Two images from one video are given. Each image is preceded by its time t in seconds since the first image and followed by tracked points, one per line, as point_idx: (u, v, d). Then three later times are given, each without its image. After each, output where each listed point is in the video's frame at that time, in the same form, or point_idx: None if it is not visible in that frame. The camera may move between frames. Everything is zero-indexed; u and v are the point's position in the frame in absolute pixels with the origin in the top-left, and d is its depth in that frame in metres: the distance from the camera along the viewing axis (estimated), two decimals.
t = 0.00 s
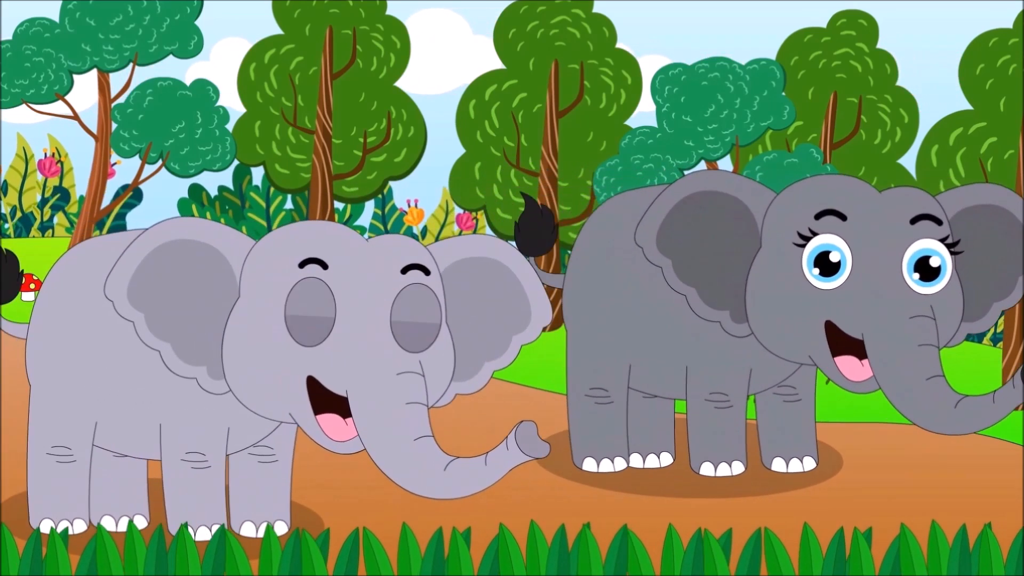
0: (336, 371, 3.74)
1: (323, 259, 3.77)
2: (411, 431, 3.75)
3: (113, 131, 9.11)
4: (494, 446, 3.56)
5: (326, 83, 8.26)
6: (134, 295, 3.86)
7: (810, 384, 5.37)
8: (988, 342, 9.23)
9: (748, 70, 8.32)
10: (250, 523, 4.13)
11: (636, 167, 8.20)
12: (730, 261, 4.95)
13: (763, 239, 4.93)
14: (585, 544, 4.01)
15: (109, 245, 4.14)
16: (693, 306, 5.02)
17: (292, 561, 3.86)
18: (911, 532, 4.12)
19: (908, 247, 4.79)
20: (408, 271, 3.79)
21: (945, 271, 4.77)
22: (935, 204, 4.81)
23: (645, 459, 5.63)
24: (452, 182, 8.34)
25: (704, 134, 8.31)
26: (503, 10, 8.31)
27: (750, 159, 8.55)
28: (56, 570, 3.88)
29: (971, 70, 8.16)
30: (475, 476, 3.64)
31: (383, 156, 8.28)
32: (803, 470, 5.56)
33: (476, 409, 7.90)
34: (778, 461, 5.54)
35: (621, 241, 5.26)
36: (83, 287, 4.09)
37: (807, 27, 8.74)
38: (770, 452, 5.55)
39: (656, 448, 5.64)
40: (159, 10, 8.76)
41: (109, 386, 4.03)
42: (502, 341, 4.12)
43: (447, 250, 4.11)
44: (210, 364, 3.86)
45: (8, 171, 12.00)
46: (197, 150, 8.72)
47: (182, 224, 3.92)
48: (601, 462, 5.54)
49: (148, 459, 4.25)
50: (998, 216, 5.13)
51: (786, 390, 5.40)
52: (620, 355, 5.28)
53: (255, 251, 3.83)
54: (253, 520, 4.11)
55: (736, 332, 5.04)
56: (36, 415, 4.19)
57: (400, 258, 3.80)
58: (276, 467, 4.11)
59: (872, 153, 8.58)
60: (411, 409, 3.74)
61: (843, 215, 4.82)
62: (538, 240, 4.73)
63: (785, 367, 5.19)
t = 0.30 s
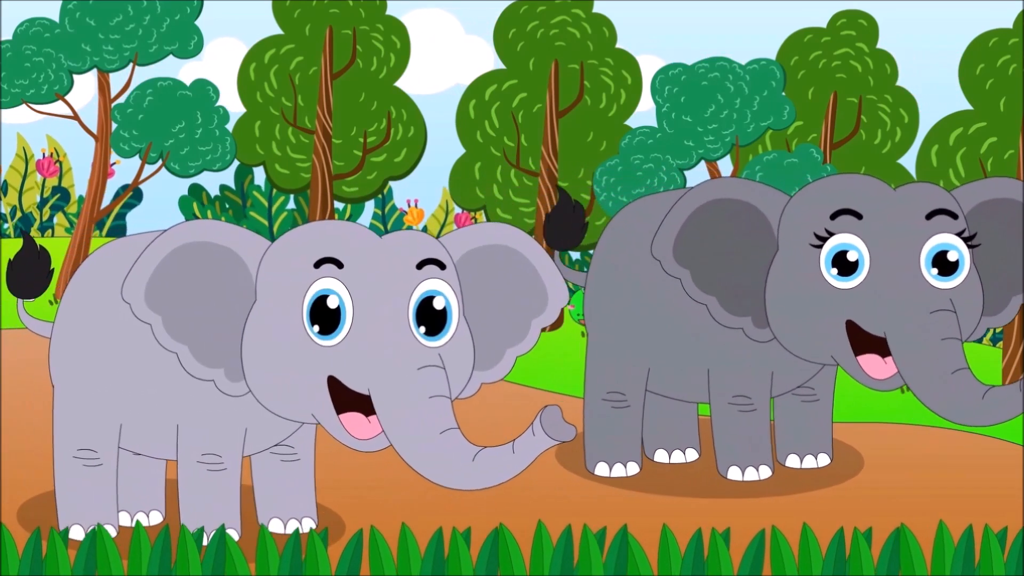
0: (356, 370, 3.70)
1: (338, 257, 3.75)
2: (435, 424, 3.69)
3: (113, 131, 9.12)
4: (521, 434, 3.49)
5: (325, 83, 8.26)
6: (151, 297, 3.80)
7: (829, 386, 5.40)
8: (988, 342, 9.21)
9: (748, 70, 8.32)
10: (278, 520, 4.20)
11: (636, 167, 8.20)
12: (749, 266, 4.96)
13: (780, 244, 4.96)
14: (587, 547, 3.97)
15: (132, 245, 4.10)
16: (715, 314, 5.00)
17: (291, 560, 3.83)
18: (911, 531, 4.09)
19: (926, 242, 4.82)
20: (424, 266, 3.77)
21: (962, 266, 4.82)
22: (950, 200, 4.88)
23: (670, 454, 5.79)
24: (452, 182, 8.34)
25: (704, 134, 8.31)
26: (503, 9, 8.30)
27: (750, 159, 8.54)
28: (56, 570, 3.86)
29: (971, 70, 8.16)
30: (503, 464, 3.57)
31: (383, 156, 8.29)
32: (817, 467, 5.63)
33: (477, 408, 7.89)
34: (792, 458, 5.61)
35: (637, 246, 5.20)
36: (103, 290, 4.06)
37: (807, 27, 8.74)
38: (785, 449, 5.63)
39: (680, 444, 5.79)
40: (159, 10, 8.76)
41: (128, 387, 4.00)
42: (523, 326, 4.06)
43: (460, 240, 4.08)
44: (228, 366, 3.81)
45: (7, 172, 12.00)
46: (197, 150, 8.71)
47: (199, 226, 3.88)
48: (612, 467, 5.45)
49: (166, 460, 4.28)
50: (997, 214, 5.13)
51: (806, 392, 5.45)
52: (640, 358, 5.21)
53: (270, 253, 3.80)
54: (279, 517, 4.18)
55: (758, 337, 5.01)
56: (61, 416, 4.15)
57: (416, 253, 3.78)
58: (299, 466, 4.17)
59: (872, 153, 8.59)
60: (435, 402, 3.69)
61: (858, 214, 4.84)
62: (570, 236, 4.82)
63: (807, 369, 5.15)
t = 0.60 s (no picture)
0: (378, 369, 3.51)
1: (355, 257, 3.57)
2: (459, 419, 3.51)
3: (113, 131, 9.13)
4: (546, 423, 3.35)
5: (325, 83, 8.26)
6: (169, 300, 3.64)
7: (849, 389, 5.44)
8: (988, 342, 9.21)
9: (748, 70, 8.32)
10: (299, 515, 4.17)
11: (636, 167, 8.24)
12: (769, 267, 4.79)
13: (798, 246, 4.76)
14: (585, 546, 3.94)
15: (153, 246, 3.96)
16: (737, 320, 4.84)
17: (291, 560, 3.82)
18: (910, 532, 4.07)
19: (946, 238, 4.59)
20: (440, 263, 3.59)
21: (981, 262, 4.60)
22: (967, 196, 4.64)
23: (694, 448, 5.81)
24: (452, 182, 8.36)
25: (704, 134, 8.30)
26: (503, 10, 8.31)
27: (750, 159, 8.56)
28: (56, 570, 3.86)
29: (971, 70, 8.16)
30: (530, 456, 3.40)
31: (383, 156, 8.29)
32: (835, 461, 5.65)
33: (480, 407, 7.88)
34: (811, 453, 5.61)
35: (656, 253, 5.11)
36: (122, 295, 3.91)
37: (807, 27, 8.74)
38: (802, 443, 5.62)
39: (704, 438, 5.81)
40: (159, 10, 8.75)
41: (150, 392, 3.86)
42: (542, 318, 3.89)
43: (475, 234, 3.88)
44: (247, 368, 3.65)
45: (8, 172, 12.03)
46: (197, 150, 8.71)
47: (214, 229, 3.72)
48: (629, 464, 5.37)
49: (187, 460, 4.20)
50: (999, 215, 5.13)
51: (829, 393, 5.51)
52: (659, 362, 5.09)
53: (287, 253, 3.63)
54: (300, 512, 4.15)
55: (781, 341, 4.84)
56: (83, 415, 4.00)
57: (430, 251, 3.60)
58: (316, 465, 4.13)
59: (872, 153, 8.59)
60: (458, 397, 3.51)
61: (875, 213, 4.61)
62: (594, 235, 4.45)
63: (830, 369, 5.00)
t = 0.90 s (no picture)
0: (397, 371, 3.80)
1: (388, 261, 3.86)
2: (472, 435, 3.82)
3: (113, 131, 9.14)
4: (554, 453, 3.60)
5: (326, 83, 8.26)
6: (198, 301, 3.92)
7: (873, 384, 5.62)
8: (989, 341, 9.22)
9: (748, 70, 8.31)
10: (307, 522, 4.22)
11: (636, 167, 8.23)
12: (785, 265, 5.26)
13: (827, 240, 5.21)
14: (586, 544, 3.95)
15: (179, 241, 4.19)
16: (757, 303, 5.33)
17: (291, 560, 3.82)
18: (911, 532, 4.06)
19: (971, 249, 5.00)
20: (472, 275, 3.86)
21: (1007, 274, 4.98)
22: (999, 209, 5.01)
23: (705, 456, 5.87)
24: (452, 182, 8.37)
25: (704, 134, 8.29)
26: (503, 10, 8.31)
27: (750, 159, 8.53)
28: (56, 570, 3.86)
29: (971, 70, 8.16)
30: (537, 481, 3.67)
31: (383, 156, 8.28)
32: (869, 468, 5.80)
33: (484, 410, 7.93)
34: (844, 459, 5.79)
35: (685, 241, 5.61)
36: (150, 291, 4.14)
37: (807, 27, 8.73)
38: (836, 451, 5.81)
39: (717, 446, 5.87)
40: (159, 10, 8.75)
41: (174, 389, 4.09)
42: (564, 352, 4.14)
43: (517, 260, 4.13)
44: (275, 367, 3.93)
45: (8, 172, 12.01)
46: (197, 150, 8.70)
47: (247, 227, 4.01)
48: (667, 454, 5.84)
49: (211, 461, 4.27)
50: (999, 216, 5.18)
51: (851, 390, 5.66)
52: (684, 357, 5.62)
53: (318, 255, 3.93)
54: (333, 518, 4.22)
55: (799, 331, 5.33)
56: (96, 415, 4.26)
57: (464, 261, 3.88)
58: (336, 467, 4.19)
59: (872, 153, 8.60)
60: (473, 412, 3.81)
61: (906, 216, 5.02)
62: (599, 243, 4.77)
63: (849, 369, 5.48)
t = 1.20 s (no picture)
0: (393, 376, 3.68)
1: (410, 261, 3.67)
2: (490, 437, 3.59)
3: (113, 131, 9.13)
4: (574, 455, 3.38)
5: (326, 83, 8.25)
6: (220, 297, 3.76)
7: (895, 384, 5.40)
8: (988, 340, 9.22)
9: (748, 70, 8.31)
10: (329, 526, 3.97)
11: (636, 167, 8.24)
12: (813, 262, 5.06)
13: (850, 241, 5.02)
14: (586, 543, 3.93)
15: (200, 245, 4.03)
16: (779, 303, 5.14)
17: (289, 559, 3.80)
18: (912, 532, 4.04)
19: (994, 251, 4.77)
20: (495, 277, 3.66)
21: None
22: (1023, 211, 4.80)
23: (725, 459, 5.67)
24: (452, 182, 8.36)
25: (704, 134, 8.29)
26: (503, 10, 8.31)
27: (750, 159, 8.53)
28: (56, 571, 3.85)
29: (971, 71, 8.16)
30: (557, 484, 3.45)
31: (383, 156, 8.28)
32: (892, 472, 5.58)
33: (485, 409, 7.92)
34: (866, 463, 5.57)
35: (701, 241, 5.44)
36: (172, 290, 3.99)
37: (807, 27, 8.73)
38: (858, 454, 5.60)
39: (738, 449, 5.68)
40: (159, 10, 8.75)
41: (194, 388, 3.92)
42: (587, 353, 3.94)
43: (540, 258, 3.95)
44: (297, 365, 3.75)
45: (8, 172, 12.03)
46: (197, 150, 8.70)
47: (270, 224, 3.84)
48: (689, 457, 5.68)
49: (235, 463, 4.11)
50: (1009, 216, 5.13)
51: (873, 391, 5.43)
52: (705, 355, 5.42)
53: (342, 253, 3.74)
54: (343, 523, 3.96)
55: (820, 330, 5.14)
56: (117, 417, 4.11)
57: (488, 262, 3.68)
58: (359, 470, 3.96)
59: (872, 153, 8.60)
60: (493, 414, 3.60)
61: (929, 217, 4.81)
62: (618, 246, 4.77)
63: (868, 369, 5.25)
